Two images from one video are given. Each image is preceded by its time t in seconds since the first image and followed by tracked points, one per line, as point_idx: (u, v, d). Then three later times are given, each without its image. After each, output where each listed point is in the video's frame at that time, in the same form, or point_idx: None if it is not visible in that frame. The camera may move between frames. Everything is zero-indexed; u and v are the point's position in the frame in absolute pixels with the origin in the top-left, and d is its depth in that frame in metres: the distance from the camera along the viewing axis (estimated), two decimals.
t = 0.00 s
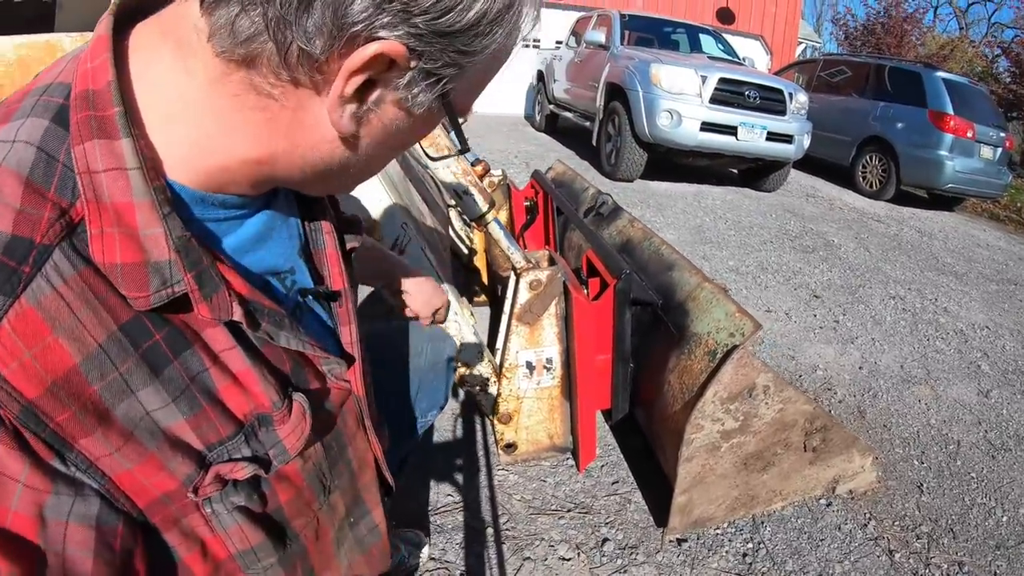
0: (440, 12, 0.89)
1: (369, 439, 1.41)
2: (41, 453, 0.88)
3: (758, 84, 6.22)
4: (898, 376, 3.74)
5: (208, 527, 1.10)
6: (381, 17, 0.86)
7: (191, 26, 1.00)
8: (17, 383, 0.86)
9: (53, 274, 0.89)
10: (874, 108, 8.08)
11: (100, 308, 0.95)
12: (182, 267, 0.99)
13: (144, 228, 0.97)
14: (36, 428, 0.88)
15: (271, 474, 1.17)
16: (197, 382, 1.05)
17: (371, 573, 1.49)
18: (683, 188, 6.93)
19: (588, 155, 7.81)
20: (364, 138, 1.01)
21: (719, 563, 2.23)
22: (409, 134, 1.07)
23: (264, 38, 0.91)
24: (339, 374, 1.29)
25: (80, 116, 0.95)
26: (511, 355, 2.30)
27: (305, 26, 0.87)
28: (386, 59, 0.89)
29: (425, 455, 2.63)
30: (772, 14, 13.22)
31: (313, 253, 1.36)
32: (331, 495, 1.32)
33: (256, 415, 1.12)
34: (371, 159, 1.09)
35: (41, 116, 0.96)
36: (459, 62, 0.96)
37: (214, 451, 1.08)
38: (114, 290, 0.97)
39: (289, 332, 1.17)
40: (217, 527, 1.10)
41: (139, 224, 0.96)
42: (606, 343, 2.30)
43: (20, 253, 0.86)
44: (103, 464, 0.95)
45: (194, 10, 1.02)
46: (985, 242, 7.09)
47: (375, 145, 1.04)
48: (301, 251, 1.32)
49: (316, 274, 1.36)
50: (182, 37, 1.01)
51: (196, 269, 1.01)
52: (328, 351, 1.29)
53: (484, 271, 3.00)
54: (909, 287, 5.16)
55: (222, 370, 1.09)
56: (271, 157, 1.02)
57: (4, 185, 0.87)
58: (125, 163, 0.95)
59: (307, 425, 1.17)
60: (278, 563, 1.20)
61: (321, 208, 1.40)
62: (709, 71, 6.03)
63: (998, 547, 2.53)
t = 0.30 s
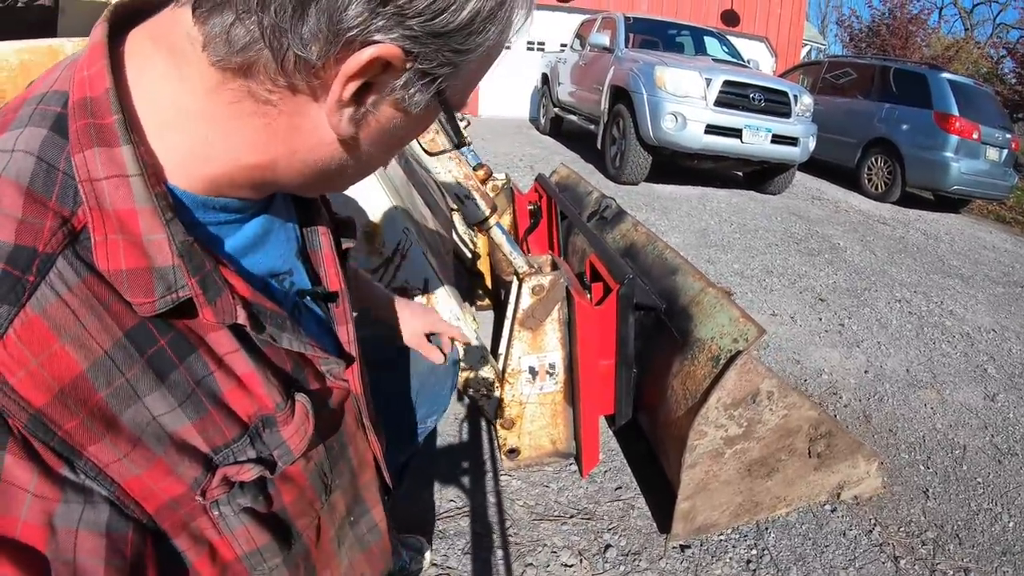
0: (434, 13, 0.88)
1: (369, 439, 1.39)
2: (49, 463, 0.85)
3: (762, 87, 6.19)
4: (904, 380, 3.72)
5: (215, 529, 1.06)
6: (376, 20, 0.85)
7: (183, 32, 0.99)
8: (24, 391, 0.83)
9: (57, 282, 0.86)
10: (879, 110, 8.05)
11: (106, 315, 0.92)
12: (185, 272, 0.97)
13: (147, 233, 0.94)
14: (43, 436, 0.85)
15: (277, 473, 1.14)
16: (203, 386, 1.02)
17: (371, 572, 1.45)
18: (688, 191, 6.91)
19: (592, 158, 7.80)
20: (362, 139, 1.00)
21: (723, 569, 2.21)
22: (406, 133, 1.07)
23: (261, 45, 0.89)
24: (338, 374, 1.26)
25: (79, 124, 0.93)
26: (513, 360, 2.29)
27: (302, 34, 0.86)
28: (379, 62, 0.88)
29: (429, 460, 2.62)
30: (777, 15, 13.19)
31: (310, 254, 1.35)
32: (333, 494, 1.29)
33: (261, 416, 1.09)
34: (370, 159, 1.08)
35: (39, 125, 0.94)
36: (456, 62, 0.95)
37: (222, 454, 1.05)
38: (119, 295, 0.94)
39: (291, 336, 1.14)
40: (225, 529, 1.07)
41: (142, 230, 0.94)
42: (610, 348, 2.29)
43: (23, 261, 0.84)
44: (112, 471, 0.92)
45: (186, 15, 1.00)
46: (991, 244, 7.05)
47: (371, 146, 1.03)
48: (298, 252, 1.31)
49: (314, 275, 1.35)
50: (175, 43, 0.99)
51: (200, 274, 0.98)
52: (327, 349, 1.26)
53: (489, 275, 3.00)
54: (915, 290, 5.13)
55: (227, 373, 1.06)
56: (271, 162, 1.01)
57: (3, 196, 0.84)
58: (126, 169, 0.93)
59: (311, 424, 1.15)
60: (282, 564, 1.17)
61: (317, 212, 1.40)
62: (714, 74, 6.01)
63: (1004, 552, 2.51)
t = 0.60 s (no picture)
0: (430, 25, 0.87)
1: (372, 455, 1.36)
2: (58, 462, 0.85)
3: (767, 92, 6.19)
4: (909, 389, 3.70)
5: (215, 537, 1.05)
6: (372, 30, 0.85)
7: (192, 46, 1.01)
8: (35, 393, 0.83)
9: (68, 286, 0.86)
10: (885, 116, 8.04)
11: (114, 321, 0.92)
12: (192, 279, 0.96)
13: (155, 240, 0.94)
14: (51, 436, 0.84)
15: (279, 484, 1.11)
16: (207, 393, 1.01)
17: None
18: (693, 197, 6.91)
19: (597, 163, 7.80)
20: (363, 151, 1.00)
21: None
22: (408, 147, 1.06)
23: (260, 57, 0.90)
24: (343, 388, 1.24)
25: (92, 133, 0.94)
26: (518, 369, 2.28)
27: (298, 48, 0.87)
28: (376, 73, 0.88)
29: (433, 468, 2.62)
30: (783, 20, 13.19)
31: (317, 268, 1.35)
32: (336, 507, 1.25)
33: (263, 425, 1.08)
34: (372, 172, 1.07)
35: (53, 133, 0.94)
36: (455, 72, 0.95)
37: (224, 461, 1.03)
38: (127, 301, 0.94)
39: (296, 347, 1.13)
40: (224, 537, 1.05)
41: (149, 238, 0.94)
42: (614, 357, 2.28)
43: (35, 265, 0.83)
44: (116, 473, 0.91)
45: (194, 30, 1.02)
46: (997, 251, 7.02)
47: (372, 160, 1.03)
48: (306, 264, 1.31)
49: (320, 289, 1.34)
50: (184, 57, 1.01)
51: (205, 281, 0.98)
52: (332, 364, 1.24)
53: (493, 283, 3.01)
54: (921, 297, 5.12)
55: (230, 381, 1.05)
56: (275, 174, 1.00)
57: (17, 200, 0.85)
58: (136, 178, 0.93)
59: (313, 435, 1.13)
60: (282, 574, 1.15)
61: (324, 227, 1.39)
62: (719, 80, 6.01)
63: (1008, 563, 2.50)
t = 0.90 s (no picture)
0: (451, 43, 0.87)
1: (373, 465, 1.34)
2: (65, 466, 0.82)
3: (769, 95, 6.18)
4: (911, 393, 3.68)
5: (219, 547, 1.02)
6: (394, 43, 0.85)
7: (215, 53, 1.01)
8: (45, 395, 0.81)
9: (81, 290, 0.85)
10: (886, 118, 8.02)
11: (126, 326, 0.91)
12: (204, 287, 0.95)
13: (168, 246, 0.93)
14: (59, 439, 0.82)
15: (281, 494, 1.10)
16: (215, 401, 1.00)
17: None
18: (694, 200, 6.89)
19: (598, 166, 7.78)
20: (371, 168, 0.98)
21: None
22: (416, 170, 1.05)
23: (282, 61, 0.90)
24: (349, 400, 1.23)
25: (109, 137, 0.92)
26: (519, 375, 2.27)
27: (320, 51, 0.87)
28: (390, 88, 0.88)
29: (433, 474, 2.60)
30: (783, 22, 13.18)
31: (324, 279, 1.33)
32: (337, 520, 1.24)
33: (270, 435, 1.06)
34: (380, 193, 1.06)
35: (70, 135, 0.92)
36: (471, 94, 0.95)
37: (230, 470, 1.01)
38: (138, 306, 0.92)
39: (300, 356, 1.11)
40: (229, 548, 1.03)
41: (163, 243, 0.92)
42: (616, 363, 2.26)
43: (49, 267, 0.82)
44: (122, 479, 0.89)
45: (219, 38, 1.03)
46: (999, 253, 7.01)
47: (377, 181, 1.02)
48: (314, 276, 1.29)
49: (327, 301, 1.33)
50: (206, 63, 1.01)
51: (217, 289, 0.96)
52: (337, 377, 1.23)
53: (494, 288, 2.99)
54: (923, 300, 5.10)
55: (239, 390, 1.03)
56: (289, 186, 0.99)
57: (32, 202, 0.84)
58: (152, 184, 0.91)
59: (319, 447, 1.12)
60: None
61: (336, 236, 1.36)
62: (720, 82, 6.00)
63: (1013, 568, 2.48)
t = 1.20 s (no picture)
0: (452, 26, 0.87)
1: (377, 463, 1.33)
2: (79, 456, 0.80)
3: (772, 93, 6.16)
4: (915, 393, 3.67)
5: (227, 546, 0.99)
6: (397, 28, 0.85)
7: (223, 51, 1.00)
8: (58, 386, 0.79)
9: (94, 282, 0.83)
10: (889, 116, 7.99)
11: (138, 318, 0.89)
12: (214, 280, 0.94)
13: (180, 240, 0.92)
14: (71, 430, 0.79)
15: (289, 492, 1.07)
16: (223, 395, 0.98)
17: None
18: (697, 199, 6.87)
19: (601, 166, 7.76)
20: (378, 158, 0.98)
21: None
22: (423, 159, 1.04)
23: (291, 52, 0.90)
24: (352, 401, 1.23)
25: (121, 133, 0.92)
26: (522, 378, 2.26)
27: (326, 40, 0.87)
28: (394, 75, 0.88)
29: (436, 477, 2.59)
30: (785, 21, 13.15)
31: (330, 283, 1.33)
32: (343, 522, 1.22)
33: (276, 433, 1.05)
34: (385, 185, 1.05)
35: (83, 131, 0.91)
36: (475, 79, 0.94)
37: (237, 467, 0.99)
38: (149, 299, 0.91)
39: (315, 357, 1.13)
40: (237, 547, 1.00)
41: (174, 237, 0.92)
42: (620, 365, 2.24)
43: (63, 260, 0.81)
44: (133, 472, 0.86)
45: (228, 36, 1.01)
46: (1003, 251, 6.98)
47: (380, 172, 1.01)
48: (319, 278, 1.28)
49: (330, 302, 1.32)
50: (217, 62, 1.00)
51: (227, 283, 0.96)
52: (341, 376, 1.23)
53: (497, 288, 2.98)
54: (927, 299, 5.08)
55: (246, 386, 1.02)
56: (296, 180, 0.99)
57: (47, 195, 0.83)
58: (165, 179, 0.91)
59: (325, 445, 1.11)
60: None
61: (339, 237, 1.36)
62: (723, 81, 5.98)
63: (1018, 571, 2.46)
